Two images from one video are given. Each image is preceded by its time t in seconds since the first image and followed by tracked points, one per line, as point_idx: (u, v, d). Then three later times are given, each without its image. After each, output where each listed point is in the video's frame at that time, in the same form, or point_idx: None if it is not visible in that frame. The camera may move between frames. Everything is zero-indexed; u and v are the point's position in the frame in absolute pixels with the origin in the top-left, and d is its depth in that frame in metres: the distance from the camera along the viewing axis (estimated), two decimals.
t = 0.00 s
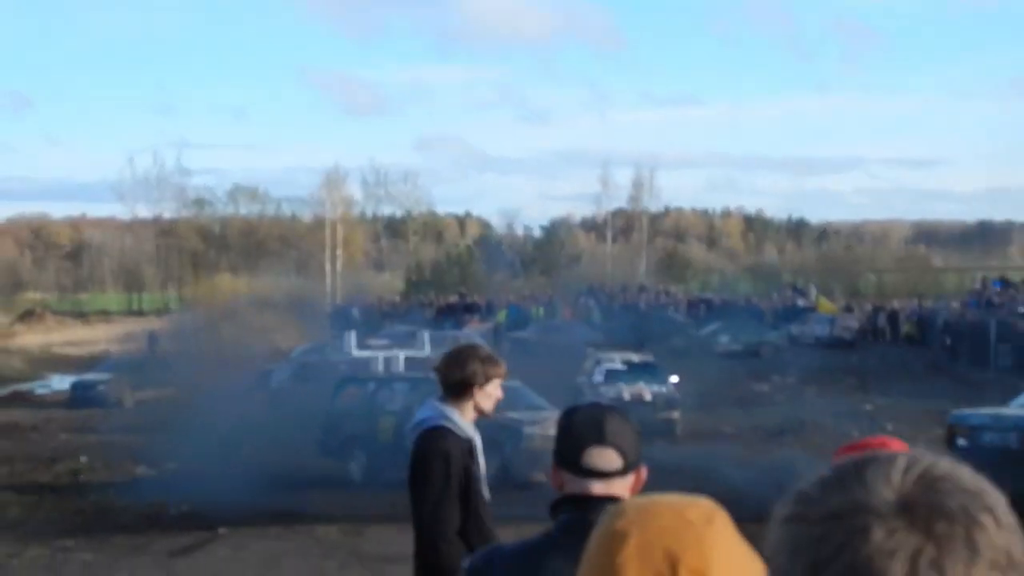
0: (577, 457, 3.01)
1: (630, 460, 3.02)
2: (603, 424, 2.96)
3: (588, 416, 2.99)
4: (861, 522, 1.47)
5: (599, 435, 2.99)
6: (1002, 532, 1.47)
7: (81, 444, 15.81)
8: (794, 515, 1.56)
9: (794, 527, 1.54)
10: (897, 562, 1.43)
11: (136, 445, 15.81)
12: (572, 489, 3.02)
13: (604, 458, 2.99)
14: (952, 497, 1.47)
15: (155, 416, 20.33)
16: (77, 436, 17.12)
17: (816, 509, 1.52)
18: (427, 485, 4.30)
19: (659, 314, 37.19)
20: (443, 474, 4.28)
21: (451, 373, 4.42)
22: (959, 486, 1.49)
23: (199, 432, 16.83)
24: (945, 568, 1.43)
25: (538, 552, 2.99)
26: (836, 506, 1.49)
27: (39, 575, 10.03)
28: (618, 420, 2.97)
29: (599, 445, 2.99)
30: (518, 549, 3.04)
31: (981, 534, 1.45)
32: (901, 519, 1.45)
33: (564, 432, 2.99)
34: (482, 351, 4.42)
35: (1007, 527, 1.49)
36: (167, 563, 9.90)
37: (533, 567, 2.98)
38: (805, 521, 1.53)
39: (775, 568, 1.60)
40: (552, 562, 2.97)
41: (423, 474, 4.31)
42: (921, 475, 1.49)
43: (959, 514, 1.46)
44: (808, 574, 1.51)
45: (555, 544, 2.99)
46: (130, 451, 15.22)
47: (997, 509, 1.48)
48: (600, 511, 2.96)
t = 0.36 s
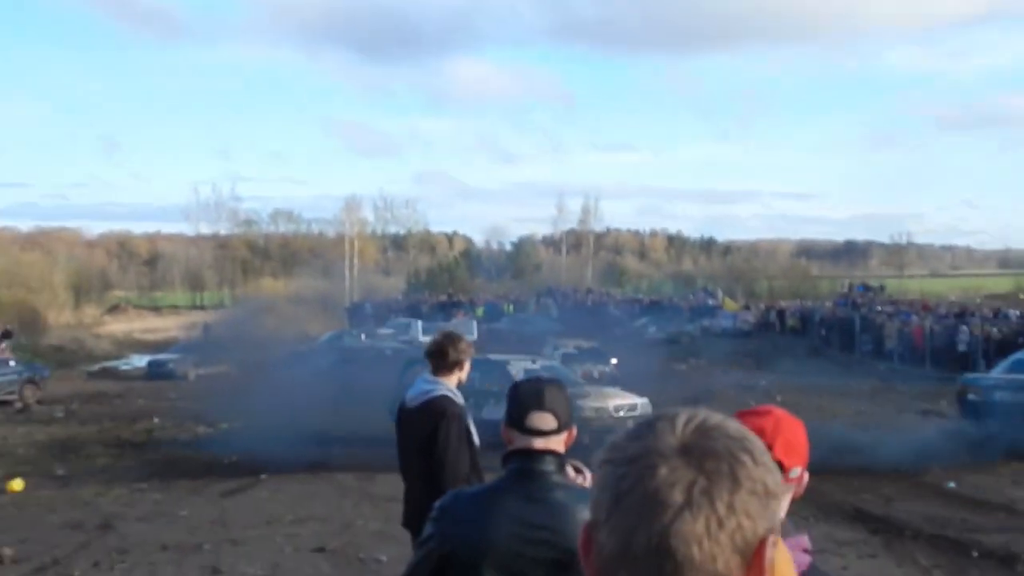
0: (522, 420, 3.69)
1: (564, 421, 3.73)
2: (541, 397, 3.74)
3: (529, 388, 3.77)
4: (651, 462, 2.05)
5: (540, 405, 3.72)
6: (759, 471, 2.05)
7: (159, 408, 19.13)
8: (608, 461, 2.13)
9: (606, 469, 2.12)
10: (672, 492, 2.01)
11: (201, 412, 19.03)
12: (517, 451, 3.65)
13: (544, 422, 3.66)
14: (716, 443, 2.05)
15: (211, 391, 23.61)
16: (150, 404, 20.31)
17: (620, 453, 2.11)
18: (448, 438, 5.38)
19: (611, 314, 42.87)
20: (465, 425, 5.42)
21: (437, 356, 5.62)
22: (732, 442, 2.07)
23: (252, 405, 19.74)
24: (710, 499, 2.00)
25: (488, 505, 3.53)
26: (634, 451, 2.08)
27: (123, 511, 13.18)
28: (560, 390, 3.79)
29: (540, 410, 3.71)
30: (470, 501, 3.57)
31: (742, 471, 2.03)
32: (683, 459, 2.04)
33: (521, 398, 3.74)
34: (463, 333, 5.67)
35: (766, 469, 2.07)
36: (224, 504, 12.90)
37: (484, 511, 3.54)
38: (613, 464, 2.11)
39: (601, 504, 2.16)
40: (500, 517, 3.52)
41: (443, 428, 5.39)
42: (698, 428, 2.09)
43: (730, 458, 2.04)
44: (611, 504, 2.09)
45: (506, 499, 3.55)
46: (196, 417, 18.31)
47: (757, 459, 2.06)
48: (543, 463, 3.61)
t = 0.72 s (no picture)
0: (470, 413, 4.27)
1: (506, 416, 4.29)
2: (485, 395, 4.35)
3: (476, 388, 4.41)
4: (581, 452, 2.22)
5: (486, 401, 4.31)
6: (678, 460, 2.23)
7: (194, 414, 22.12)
8: (548, 452, 2.29)
9: (547, 459, 2.27)
10: (600, 477, 2.17)
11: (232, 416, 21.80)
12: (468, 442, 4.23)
13: (489, 415, 4.23)
14: (641, 435, 2.24)
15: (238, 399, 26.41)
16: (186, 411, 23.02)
17: (557, 447, 2.26)
18: (418, 443, 5.71)
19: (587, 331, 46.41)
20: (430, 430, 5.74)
21: (396, 363, 5.89)
22: (655, 435, 2.25)
23: (273, 412, 22.29)
24: (634, 484, 2.17)
25: (440, 487, 4.05)
26: (568, 442, 2.24)
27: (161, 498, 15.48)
28: (505, 391, 4.43)
29: (485, 405, 4.29)
30: (427, 486, 4.10)
31: (664, 459, 2.21)
32: (610, 449, 2.21)
33: (471, 394, 4.36)
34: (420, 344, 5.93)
35: (685, 460, 2.25)
36: (248, 493, 15.13)
37: (439, 495, 4.04)
38: (552, 455, 2.26)
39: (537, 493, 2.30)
40: (452, 495, 4.03)
41: (413, 434, 5.71)
42: (623, 422, 2.28)
43: (651, 447, 2.21)
44: (548, 490, 2.22)
45: (458, 481, 4.07)
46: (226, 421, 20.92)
47: (675, 449, 2.24)
48: (489, 448, 4.17)
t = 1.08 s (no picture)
0: (444, 412, 4.91)
1: (476, 414, 4.94)
2: (458, 396, 4.94)
3: (448, 391, 5.00)
4: (610, 457, 2.41)
5: (457, 402, 4.93)
6: (697, 463, 2.42)
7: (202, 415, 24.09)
8: (583, 455, 2.49)
9: (582, 463, 2.47)
10: (627, 479, 2.37)
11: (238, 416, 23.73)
12: (442, 435, 4.93)
13: (459, 414, 4.89)
14: (666, 442, 2.42)
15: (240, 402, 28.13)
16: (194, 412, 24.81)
17: (592, 452, 2.46)
18: (402, 431, 7.38)
19: (564, 342, 48.72)
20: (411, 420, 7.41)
21: (376, 367, 7.46)
22: (681, 446, 2.43)
23: (273, 412, 24.08)
24: (658, 485, 2.36)
25: (418, 480, 4.80)
26: (600, 445, 2.44)
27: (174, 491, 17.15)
28: (475, 391, 5.04)
29: (456, 404, 4.92)
30: (408, 482, 4.83)
31: (684, 464, 2.39)
32: (638, 452, 2.40)
33: (445, 395, 4.94)
34: (394, 350, 7.50)
35: (705, 463, 2.45)
36: (252, 486, 16.83)
37: (419, 487, 4.80)
38: (586, 457, 2.46)
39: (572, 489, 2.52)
40: (429, 490, 4.77)
41: (397, 424, 7.38)
42: (649, 429, 2.48)
43: (676, 452, 2.40)
44: (581, 491, 2.43)
45: (434, 475, 4.80)
46: (232, 421, 22.74)
47: (695, 454, 2.43)
48: (462, 444, 4.87)
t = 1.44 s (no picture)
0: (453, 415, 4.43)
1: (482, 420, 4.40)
2: (465, 401, 4.44)
3: (461, 392, 4.52)
4: (700, 465, 2.32)
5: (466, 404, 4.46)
6: (802, 488, 2.23)
7: (187, 417, 24.00)
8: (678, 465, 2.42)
9: (677, 471, 2.40)
10: (712, 487, 2.25)
11: (223, 418, 23.69)
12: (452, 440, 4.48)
13: (465, 417, 4.38)
14: (751, 454, 2.28)
15: (224, 404, 28.04)
16: (178, 415, 24.70)
17: (688, 459, 2.38)
18: (397, 432, 7.28)
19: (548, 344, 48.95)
20: (406, 422, 7.31)
21: (368, 366, 7.38)
22: (775, 460, 2.26)
23: (257, 415, 23.98)
24: (752, 496, 2.21)
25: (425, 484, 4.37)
26: (697, 454, 2.35)
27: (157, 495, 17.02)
28: (489, 396, 4.50)
29: (462, 410, 4.41)
30: (416, 484, 4.42)
31: (776, 478, 2.23)
32: (726, 461, 2.29)
33: (453, 399, 4.46)
34: (384, 352, 7.44)
35: (807, 487, 2.23)
36: (236, 489, 16.76)
37: (427, 490, 4.37)
38: (681, 466, 2.39)
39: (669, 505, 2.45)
40: (438, 491, 4.33)
41: (392, 425, 7.27)
42: (744, 443, 2.35)
43: (766, 466, 2.25)
44: (671, 498, 2.34)
45: (443, 478, 4.37)
46: (216, 424, 22.67)
47: (791, 469, 2.25)
48: (472, 449, 4.40)
